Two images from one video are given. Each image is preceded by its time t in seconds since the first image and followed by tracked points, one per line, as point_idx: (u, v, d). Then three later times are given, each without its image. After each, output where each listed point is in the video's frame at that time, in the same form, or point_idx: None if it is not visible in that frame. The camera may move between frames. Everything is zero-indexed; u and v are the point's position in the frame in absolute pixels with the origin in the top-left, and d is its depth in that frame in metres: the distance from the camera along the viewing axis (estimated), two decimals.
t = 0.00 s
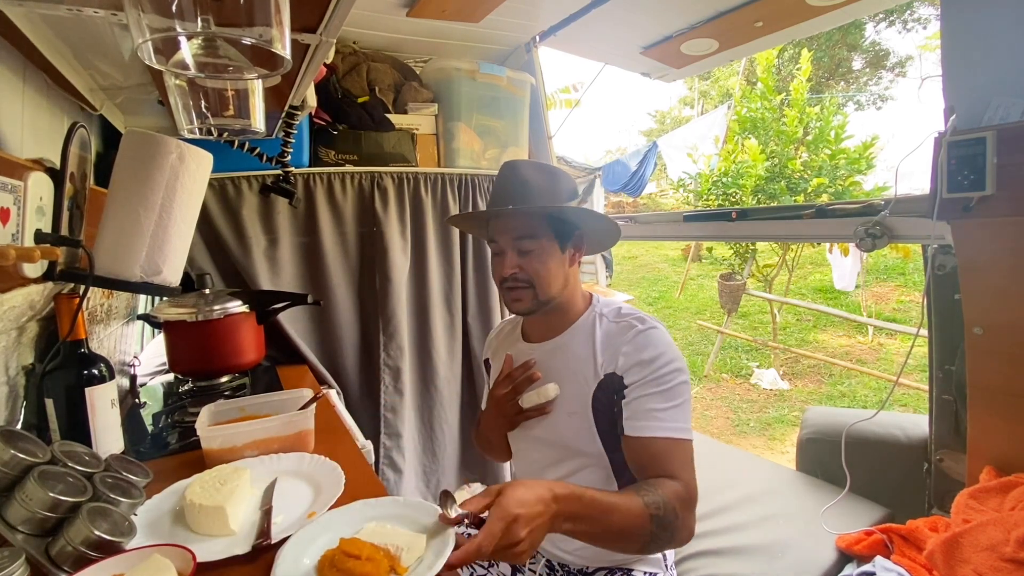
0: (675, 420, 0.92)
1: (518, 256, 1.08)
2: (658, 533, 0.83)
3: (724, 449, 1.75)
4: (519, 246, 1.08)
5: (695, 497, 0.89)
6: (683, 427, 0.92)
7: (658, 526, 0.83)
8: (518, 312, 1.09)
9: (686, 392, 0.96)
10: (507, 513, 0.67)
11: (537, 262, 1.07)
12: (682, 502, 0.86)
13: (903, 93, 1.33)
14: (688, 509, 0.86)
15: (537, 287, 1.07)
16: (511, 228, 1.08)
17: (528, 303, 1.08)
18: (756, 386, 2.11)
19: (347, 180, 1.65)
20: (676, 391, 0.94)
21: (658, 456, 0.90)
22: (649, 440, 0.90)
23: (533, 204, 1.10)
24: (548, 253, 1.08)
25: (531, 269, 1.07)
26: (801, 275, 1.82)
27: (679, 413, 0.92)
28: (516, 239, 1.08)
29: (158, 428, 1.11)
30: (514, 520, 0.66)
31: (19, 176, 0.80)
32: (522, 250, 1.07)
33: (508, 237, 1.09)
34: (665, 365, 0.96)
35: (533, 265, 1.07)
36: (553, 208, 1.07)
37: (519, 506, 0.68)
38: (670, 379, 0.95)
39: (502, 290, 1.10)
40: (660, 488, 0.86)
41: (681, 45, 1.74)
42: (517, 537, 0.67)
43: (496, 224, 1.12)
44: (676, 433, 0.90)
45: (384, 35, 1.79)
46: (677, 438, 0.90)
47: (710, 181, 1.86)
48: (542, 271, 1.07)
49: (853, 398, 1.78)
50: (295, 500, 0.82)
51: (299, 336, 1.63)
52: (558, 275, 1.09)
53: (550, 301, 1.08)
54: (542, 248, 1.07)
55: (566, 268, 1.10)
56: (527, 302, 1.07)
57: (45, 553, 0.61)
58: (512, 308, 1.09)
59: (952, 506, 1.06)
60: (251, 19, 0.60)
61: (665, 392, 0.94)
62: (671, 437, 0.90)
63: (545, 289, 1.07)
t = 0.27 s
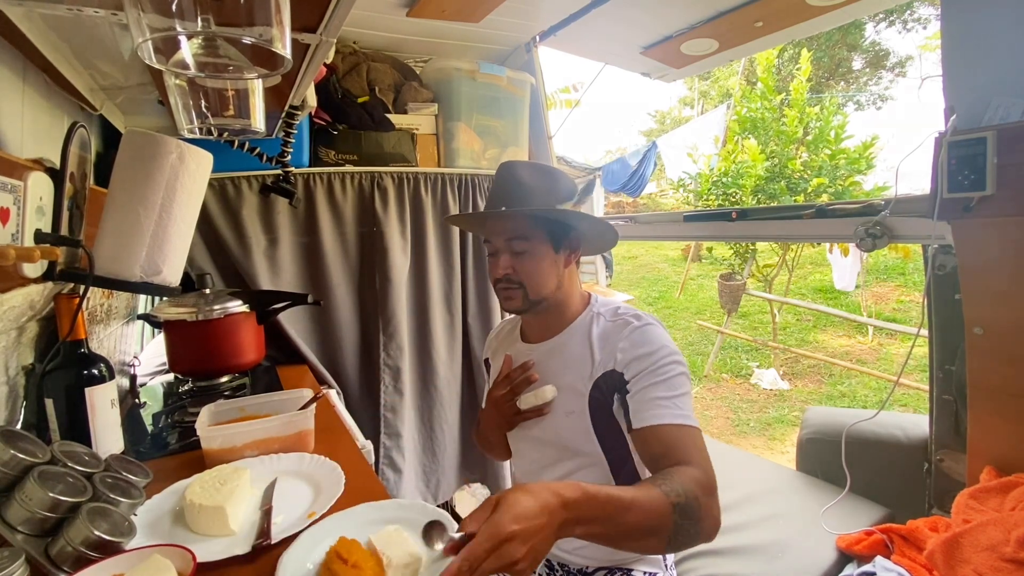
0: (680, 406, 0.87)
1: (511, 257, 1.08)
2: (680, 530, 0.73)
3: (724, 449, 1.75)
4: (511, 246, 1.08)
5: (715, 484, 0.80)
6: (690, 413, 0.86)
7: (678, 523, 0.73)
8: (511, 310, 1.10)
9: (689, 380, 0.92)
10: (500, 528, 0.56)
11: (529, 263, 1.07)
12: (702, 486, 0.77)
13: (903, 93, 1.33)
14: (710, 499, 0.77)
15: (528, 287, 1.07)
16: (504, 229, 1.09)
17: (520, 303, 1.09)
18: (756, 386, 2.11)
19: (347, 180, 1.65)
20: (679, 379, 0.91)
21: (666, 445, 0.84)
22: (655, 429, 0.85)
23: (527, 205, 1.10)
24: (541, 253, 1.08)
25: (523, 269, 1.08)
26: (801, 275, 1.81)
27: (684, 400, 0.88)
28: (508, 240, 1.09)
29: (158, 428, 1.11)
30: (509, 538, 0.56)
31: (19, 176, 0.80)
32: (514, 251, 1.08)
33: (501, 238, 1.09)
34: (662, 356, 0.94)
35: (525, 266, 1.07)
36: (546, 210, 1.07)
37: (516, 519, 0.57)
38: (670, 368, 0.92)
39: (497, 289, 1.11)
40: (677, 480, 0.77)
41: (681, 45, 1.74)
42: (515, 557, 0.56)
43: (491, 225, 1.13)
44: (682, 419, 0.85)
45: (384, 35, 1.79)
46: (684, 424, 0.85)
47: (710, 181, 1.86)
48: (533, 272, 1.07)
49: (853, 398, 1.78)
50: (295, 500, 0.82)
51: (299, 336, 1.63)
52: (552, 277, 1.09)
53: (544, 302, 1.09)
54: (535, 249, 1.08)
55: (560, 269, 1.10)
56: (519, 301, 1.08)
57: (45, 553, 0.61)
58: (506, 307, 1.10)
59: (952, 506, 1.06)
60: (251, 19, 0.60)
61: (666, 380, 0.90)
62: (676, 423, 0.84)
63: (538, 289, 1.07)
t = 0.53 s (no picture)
0: (674, 382, 0.80)
1: (516, 257, 1.08)
2: (694, 510, 0.55)
3: (724, 448, 1.75)
4: (518, 246, 1.08)
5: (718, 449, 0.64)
6: (686, 390, 0.79)
7: (691, 504, 0.55)
8: (515, 312, 1.10)
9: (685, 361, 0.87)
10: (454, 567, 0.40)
11: (534, 264, 1.07)
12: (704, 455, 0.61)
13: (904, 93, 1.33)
14: (716, 467, 0.60)
15: (534, 287, 1.07)
16: (509, 229, 1.08)
17: (525, 304, 1.09)
18: (756, 386, 2.12)
19: (347, 180, 1.65)
20: (675, 361, 0.86)
21: (658, 418, 0.75)
22: (647, 405, 0.78)
23: (533, 205, 1.10)
24: (546, 254, 1.08)
25: (529, 270, 1.07)
26: (801, 275, 1.81)
27: (681, 378, 0.81)
28: (515, 240, 1.08)
29: (158, 429, 1.11)
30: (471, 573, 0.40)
31: (19, 176, 0.80)
32: (520, 252, 1.08)
33: (506, 238, 1.09)
34: (658, 342, 0.90)
35: (532, 267, 1.07)
36: (552, 210, 1.07)
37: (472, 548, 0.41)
38: (664, 352, 0.87)
39: (501, 290, 1.11)
40: (676, 453, 0.60)
41: (681, 45, 1.74)
42: None
43: (494, 225, 1.12)
44: (677, 393, 0.78)
45: (384, 35, 1.79)
46: (679, 397, 0.77)
47: (710, 181, 1.86)
48: (538, 272, 1.07)
49: (853, 398, 1.78)
50: (295, 500, 0.82)
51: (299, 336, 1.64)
52: (557, 277, 1.09)
53: (546, 303, 1.09)
54: (540, 250, 1.07)
55: (564, 270, 1.10)
56: (524, 302, 1.08)
57: (45, 553, 0.61)
58: (510, 308, 1.10)
59: (952, 506, 1.06)
60: (251, 19, 0.60)
61: (661, 361, 0.85)
62: (669, 395, 0.77)
63: (543, 289, 1.07)
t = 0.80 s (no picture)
0: (668, 381, 0.80)
1: (523, 259, 1.08)
2: (674, 515, 0.55)
3: (724, 448, 1.75)
4: (525, 248, 1.08)
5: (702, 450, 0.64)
6: (680, 389, 0.79)
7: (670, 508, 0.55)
8: (521, 313, 1.10)
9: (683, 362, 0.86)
10: None
11: (541, 266, 1.07)
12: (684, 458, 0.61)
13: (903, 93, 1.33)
14: (696, 466, 0.60)
15: (541, 289, 1.07)
16: (517, 231, 1.08)
17: (532, 307, 1.09)
18: (756, 386, 2.11)
19: (347, 180, 1.65)
20: (672, 360, 0.85)
21: (649, 418, 0.75)
22: (639, 402, 0.78)
23: (541, 207, 1.09)
24: (552, 256, 1.08)
25: (536, 272, 1.07)
26: (801, 275, 1.81)
27: (675, 377, 0.81)
28: (522, 242, 1.08)
29: (158, 428, 1.11)
30: None
31: (19, 176, 0.80)
32: (527, 254, 1.08)
33: (514, 239, 1.09)
34: (656, 343, 0.90)
35: (538, 269, 1.07)
36: (559, 213, 1.07)
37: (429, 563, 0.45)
38: (663, 352, 0.87)
39: (507, 291, 1.11)
40: (652, 457, 0.60)
41: (681, 45, 1.74)
42: None
43: (501, 225, 1.12)
44: (669, 392, 0.77)
45: (384, 35, 1.79)
46: (671, 395, 0.77)
47: (710, 181, 1.86)
48: (544, 274, 1.07)
49: (853, 398, 1.78)
50: (295, 500, 0.82)
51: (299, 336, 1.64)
52: (564, 279, 1.09)
53: (552, 305, 1.09)
54: (547, 252, 1.07)
55: (572, 272, 1.10)
56: (529, 305, 1.08)
57: (45, 553, 0.61)
58: (517, 310, 1.10)
59: (952, 505, 1.06)
60: (251, 20, 0.60)
61: (657, 361, 0.85)
62: (661, 394, 0.77)
63: (549, 291, 1.07)
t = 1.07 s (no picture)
0: (678, 392, 0.80)
1: (531, 260, 1.08)
2: (685, 525, 0.57)
3: (724, 449, 1.75)
4: (533, 249, 1.08)
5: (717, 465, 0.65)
6: (691, 400, 0.79)
7: (679, 519, 0.57)
8: (529, 311, 1.10)
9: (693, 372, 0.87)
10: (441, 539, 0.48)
11: (550, 266, 1.07)
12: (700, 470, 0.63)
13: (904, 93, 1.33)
14: (709, 484, 0.62)
15: (549, 289, 1.07)
16: (524, 232, 1.08)
17: (542, 308, 1.08)
18: (756, 386, 2.11)
19: (347, 180, 1.65)
20: (681, 369, 0.85)
21: (662, 431, 0.75)
22: (650, 414, 0.79)
23: (548, 207, 1.09)
24: (561, 256, 1.07)
25: (545, 273, 1.07)
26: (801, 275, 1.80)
27: (686, 388, 0.81)
28: (530, 243, 1.08)
29: (158, 428, 1.11)
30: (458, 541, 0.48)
31: (19, 176, 0.80)
32: (535, 254, 1.07)
33: (521, 240, 1.09)
34: (664, 350, 0.90)
35: (547, 269, 1.07)
36: (566, 212, 1.07)
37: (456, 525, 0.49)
38: (672, 361, 0.87)
39: (515, 291, 1.10)
40: (667, 467, 0.63)
41: (681, 45, 1.74)
42: None
43: (507, 228, 1.12)
44: (680, 403, 0.78)
45: (384, 35, 1.79)
46: (682, 407, 0.77)
47: (710, 181, 1.86)
48: (553, 275, 1.07)
49: (853, 397, 1.78)
50: (295, 500, 0.82)
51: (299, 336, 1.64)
52: (572, 279, 1.08)
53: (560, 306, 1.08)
54: (555, 252, 1.07)
55: (580, 272, 1.10)
56: (539, 307, 1.08)
57: (45, 553, 0.61)
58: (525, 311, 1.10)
59: (952, 506, 1.06)
60: (251, 20, 0.60)
61: (666, 370, 0.85)
62: (672, 406, 0.78)
63: (558, 291, 1.07)
